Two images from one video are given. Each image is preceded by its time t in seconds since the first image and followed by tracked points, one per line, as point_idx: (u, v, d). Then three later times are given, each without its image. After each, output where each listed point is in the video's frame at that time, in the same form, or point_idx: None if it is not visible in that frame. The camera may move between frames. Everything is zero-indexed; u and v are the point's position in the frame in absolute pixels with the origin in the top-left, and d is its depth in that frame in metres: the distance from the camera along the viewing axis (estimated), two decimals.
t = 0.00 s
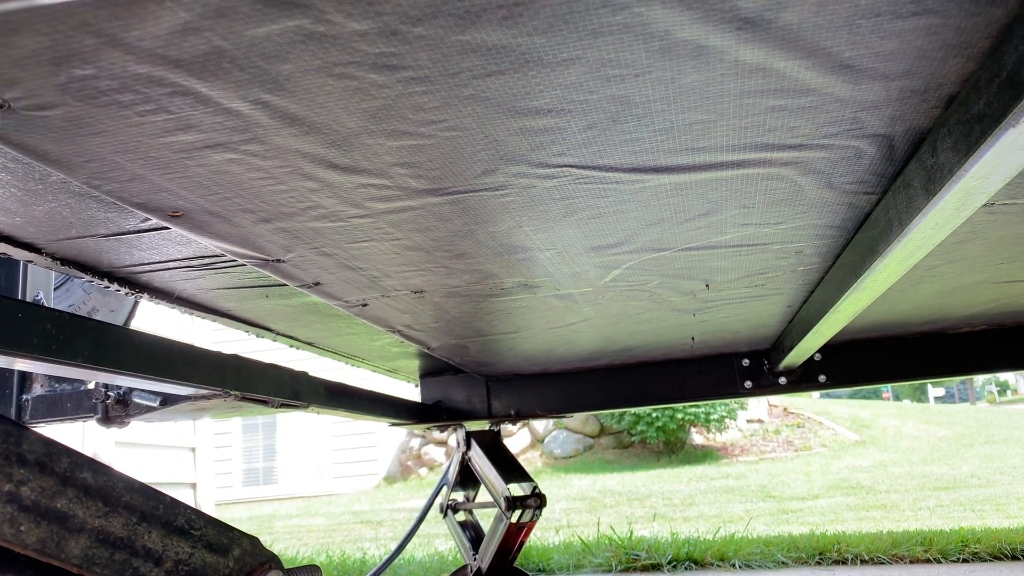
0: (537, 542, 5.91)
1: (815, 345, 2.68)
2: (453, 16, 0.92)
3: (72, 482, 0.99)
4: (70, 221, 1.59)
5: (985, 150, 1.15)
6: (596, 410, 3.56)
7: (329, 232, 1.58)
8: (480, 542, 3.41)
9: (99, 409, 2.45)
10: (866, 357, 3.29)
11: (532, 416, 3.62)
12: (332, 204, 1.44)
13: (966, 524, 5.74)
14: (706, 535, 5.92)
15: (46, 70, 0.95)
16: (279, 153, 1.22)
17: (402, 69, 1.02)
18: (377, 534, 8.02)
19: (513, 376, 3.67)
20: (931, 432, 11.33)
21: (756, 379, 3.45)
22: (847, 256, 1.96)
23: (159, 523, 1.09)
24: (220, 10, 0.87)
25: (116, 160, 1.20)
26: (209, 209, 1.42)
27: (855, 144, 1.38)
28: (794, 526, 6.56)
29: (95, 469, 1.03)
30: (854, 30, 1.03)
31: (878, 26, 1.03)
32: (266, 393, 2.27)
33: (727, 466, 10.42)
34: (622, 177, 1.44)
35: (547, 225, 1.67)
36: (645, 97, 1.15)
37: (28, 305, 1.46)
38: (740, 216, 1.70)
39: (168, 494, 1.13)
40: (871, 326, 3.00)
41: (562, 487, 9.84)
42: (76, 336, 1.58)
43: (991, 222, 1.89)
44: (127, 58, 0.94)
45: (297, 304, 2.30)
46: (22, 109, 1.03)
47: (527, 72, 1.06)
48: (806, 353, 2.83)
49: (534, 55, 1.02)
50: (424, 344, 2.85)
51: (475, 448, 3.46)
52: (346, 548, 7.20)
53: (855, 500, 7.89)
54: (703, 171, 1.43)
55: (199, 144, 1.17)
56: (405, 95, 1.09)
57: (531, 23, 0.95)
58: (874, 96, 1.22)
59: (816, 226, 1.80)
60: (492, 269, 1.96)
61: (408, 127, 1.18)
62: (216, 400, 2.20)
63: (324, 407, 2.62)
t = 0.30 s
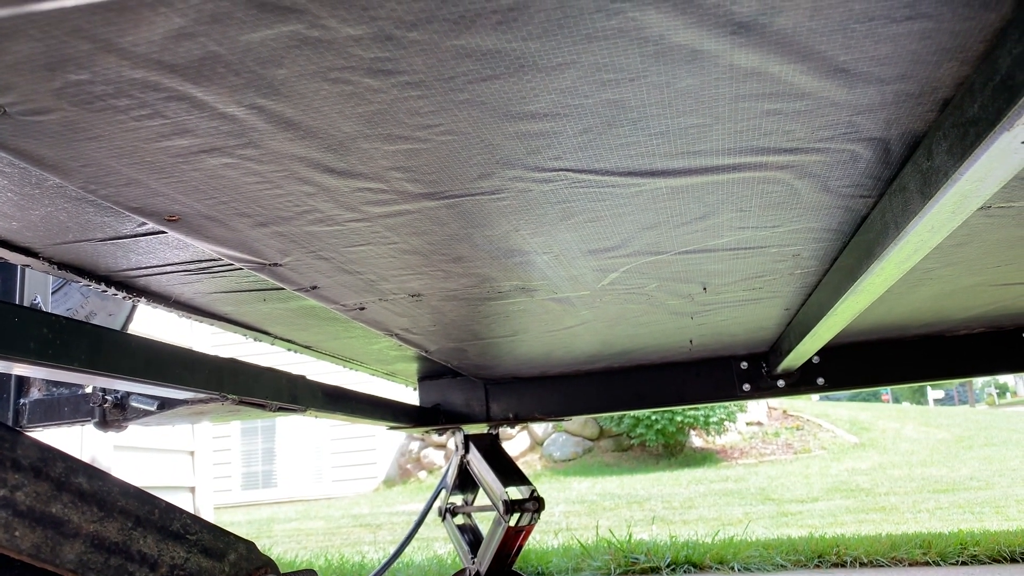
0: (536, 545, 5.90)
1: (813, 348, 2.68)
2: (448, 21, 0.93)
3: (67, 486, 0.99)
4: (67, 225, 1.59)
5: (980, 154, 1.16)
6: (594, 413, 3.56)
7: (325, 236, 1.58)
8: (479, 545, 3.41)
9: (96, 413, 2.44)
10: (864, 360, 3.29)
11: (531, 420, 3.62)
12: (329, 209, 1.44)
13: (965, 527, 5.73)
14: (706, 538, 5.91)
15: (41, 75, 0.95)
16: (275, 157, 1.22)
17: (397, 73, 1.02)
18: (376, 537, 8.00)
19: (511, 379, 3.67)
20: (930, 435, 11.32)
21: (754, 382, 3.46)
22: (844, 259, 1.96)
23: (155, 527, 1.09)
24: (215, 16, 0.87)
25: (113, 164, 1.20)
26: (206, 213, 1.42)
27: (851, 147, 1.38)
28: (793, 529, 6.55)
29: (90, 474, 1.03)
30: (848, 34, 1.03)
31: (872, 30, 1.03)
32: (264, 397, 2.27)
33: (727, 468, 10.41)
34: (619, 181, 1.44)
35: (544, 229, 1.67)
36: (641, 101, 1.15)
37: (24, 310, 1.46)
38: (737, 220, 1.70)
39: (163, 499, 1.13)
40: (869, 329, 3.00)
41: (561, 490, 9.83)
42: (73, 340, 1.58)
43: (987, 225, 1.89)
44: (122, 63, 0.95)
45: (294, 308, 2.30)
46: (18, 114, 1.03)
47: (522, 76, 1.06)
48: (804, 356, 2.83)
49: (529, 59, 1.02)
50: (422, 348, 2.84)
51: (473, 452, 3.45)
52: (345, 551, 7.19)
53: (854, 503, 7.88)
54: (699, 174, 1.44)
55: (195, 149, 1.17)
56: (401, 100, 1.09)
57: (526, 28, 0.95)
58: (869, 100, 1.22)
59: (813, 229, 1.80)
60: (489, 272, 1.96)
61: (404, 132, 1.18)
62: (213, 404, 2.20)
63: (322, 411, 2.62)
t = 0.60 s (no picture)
0: (532, 549, 5.89)
1: (808, 351, 2.69)
2: (434, 28, 0.93)
3: (54, 493, 0.99)
4: (59, 230, 1.59)
5: (968, 158, 1.16)
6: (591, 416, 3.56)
7: (316, 241, 1.58)
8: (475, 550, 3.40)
9: (90, 418, 2.44)
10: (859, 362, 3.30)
11: (527, 423, 3.62)
12: (320, 214, 1.44)
13: (963, 530, 5.73)
14: (703, 541, 5.89)
15: (28, 82, 0.95)
16: (264, 163, 1.22)
17: (385, 80, 1.03)
18: (374, 541, 7.98)
19: (507, 383, 3.67)
20: (928, 437, 11.32)
21: (750, 385, 3.47)
22: (837, 262, 1.97)
23: (142, 533, 1.09)
24: (201, 23, 0.88)
25: (102, 170, 1.20)
26: (196, 218, 1.42)
27: (840, 152, 1.38)
28: (791, 531, 6.55)
29: (77, 480, 1.03)
30: (834, 40, 1.03)
31: (858, 35, 1.03)
32: (258, 402, 2.27)
33: (725, 471, 10.40)
34: (610, 185, 1.44)
35: (536, 233, 1.67)
36: (629, 107, 1.15)
37: (15, 315, 1.46)
38: (728, 224, 1.70)
39: (151, 504, 1.13)
40: (864, 331, 3.00)
41: (559, 493, 9.82)
42: (65, 345, 1.58)
43: (979, 228, 1.90)
44: (109, 70, 0.95)
45: (289, 313, 2.30)
46: (5, 121, 1.03)
47: (509, 82, 1.06)
48: (799, 358, 2.83)
49: (516, 65, 1.02)
50: (417, 352, 2.84)
51: (469, 456, 3.45)
52: (342, 556, 7.17)
53: (852, 505, 7.88)
54: (689, 179, 1.44)
55: (184, 154, 1.18)
56: (389, 106, 1.09)
57: (512, 35, 0.95)
58: (856, 105, 1.22)
59: (806, 232, 1.81)
60: (482, 276, 1.96)
61: (393, 137, 1.18)
62: (207, 409, 2.20)
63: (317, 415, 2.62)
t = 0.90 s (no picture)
0: (527, 552, 5.87)
1: (800, 353, 2.69)
2: (418, 31, 0.93)
3: (38, 497, 0.98)
4: (48, 234, 1.59)
5: (954, 161, 1.16)
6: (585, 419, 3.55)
7: (306, 244, 1.58)
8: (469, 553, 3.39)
9: (81, 422, 2.43)
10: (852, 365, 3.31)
11: (521, 426, 3.62)
12: (308, 217, 1.44)
13: (957, 532, 5.73)
14: (698, 544, 5.90)
15: (12, 86, 0.95)
16: (251, 166, 1.22)
17: (370, 83, 1.03)
18: (369, 545, 7.97)
19: (501, 385, 3.66)
20: (924, 438, 11.33)
21: (744, 387, 3.47)
22: (828, 265, 1.97)
23: (129, 538, 1.07)
24: (184, 27, 0.88)
25: (89, 174, 1.20)
26: (185, 222, 1.42)
27: (828, 154, 1.38)
28: (786, 534, 6.55)
29: (64, 484, 1.01)
30: (819, 43, 1.04)
31: (843, 38, 1.03)
32: (250, 405, 2.26)
33: (721, 473, 10.40)
34: (599, 188, 1.44)
35: (526, 236, 1.67)
36: (616, 110, 1.16)
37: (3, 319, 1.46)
38: (718, 227, 1.71)
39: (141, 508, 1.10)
40: (857, 333, 3.00)
41: (556, 496, 9.82)
42: (54, 349, 1.58)
43: (969, 230, 1.90)
44: (93, 73, 0.95)
45: (281, 316, 2.29)
46: None
47: (495, 85, 1.06)
48: (792, 361, 2.84)
49: (501, 69, 1.03)
50: (410, 355, 2.84)
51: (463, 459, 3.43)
52: (337, 560, 7.15)
53: (848, 508, 7.89)
54: (677, 182, 1.44)
55: (171, 158, 1.18)
56: (375, 109, 1.09)
57: (496, 38, 0.95)
58: (843, 108, 1.22)
59: (796, 235, 1.81)
60: (473, 279, 1.96)
61: (380, 140, 1.18)
62: (198, 413, 2.19)
63: (309, 419, 2.62)
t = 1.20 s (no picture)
0: (522, 555, 5.87)
1: (791, 355, 2.69)
2: (400, 37, 0.93)
3: (20, 503, 0.94)
4: (36, 240, 1.59)
5: (937, 164, 1.17)
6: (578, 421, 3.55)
7: (294, 249, 1.58)
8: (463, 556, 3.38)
9: (71, 428, 2.42)
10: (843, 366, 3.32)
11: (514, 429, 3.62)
12: (296, 222, 1.44)
13: (950, 533, 5.74)
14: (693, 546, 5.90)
15: None
16: (237, 171, 1.23)
17: (354, 88, 1.03)
18: (364, 549, 7.95)
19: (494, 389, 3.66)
20: (919, 439, 11.36)
21: (736, 389, 3.47)
22: (817, 267, 1.98)
23: (115, 545, 1.00)
24: (165, 33, 0.88)
25: (74, 180, 1.20)
26: (172, 227, 1.42)
27: (814, 158, 1.39)
28: (781, 535, 6.56)
29: (50, 490, 0.97)
30: (801, 47, 1.04)
31: (824, 42, 1.04)
32: (241, 410, 2.26)
33: (716, 475, 10.41)
34: (586, 192, 1.45)
35: (515, 240, 1.67)
36: (601, 114, 1.16)
37: None
38: (706, 230, 1.71)
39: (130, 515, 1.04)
40: (848, 335, 3.01)
41: (551, 499, 9.82)
42: (41, 355, 1.57)
43: (956, 232, 1.91)
44: (76, 80, 0.95)
45: (271, 320, 2.29)
46: None
47: (480, 90, 1.07)
48: (783, 362, 2.84)
49: (485, 74, 1.03)
50: (402, 359, 2.84)
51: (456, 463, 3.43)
52: (331, 564, 7.14)
53: (843, 508, 7.90)
54: (664, 185, 1.45)
55: (156, 163, 1.18)
56: (359, 114, 1.09)
57: (478, 44, 0.96)
58: (827, 111, 1.23)
59: (784, 238, 1.82)
60: (463, 283, 1.96)
61: (366, 145, 1.18)
62: (188, 418, 2.19)
63: (301, 423, 2.61)
